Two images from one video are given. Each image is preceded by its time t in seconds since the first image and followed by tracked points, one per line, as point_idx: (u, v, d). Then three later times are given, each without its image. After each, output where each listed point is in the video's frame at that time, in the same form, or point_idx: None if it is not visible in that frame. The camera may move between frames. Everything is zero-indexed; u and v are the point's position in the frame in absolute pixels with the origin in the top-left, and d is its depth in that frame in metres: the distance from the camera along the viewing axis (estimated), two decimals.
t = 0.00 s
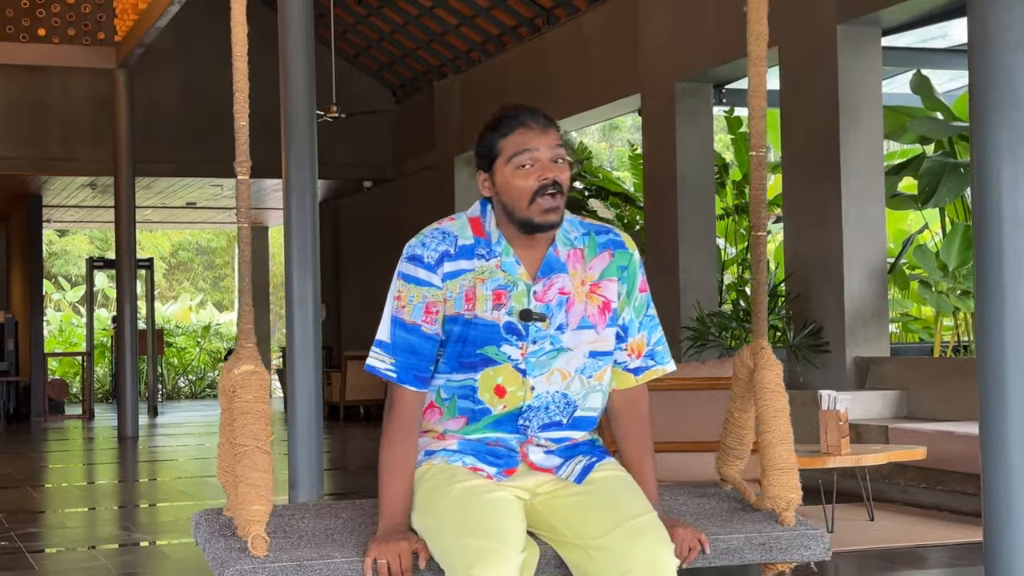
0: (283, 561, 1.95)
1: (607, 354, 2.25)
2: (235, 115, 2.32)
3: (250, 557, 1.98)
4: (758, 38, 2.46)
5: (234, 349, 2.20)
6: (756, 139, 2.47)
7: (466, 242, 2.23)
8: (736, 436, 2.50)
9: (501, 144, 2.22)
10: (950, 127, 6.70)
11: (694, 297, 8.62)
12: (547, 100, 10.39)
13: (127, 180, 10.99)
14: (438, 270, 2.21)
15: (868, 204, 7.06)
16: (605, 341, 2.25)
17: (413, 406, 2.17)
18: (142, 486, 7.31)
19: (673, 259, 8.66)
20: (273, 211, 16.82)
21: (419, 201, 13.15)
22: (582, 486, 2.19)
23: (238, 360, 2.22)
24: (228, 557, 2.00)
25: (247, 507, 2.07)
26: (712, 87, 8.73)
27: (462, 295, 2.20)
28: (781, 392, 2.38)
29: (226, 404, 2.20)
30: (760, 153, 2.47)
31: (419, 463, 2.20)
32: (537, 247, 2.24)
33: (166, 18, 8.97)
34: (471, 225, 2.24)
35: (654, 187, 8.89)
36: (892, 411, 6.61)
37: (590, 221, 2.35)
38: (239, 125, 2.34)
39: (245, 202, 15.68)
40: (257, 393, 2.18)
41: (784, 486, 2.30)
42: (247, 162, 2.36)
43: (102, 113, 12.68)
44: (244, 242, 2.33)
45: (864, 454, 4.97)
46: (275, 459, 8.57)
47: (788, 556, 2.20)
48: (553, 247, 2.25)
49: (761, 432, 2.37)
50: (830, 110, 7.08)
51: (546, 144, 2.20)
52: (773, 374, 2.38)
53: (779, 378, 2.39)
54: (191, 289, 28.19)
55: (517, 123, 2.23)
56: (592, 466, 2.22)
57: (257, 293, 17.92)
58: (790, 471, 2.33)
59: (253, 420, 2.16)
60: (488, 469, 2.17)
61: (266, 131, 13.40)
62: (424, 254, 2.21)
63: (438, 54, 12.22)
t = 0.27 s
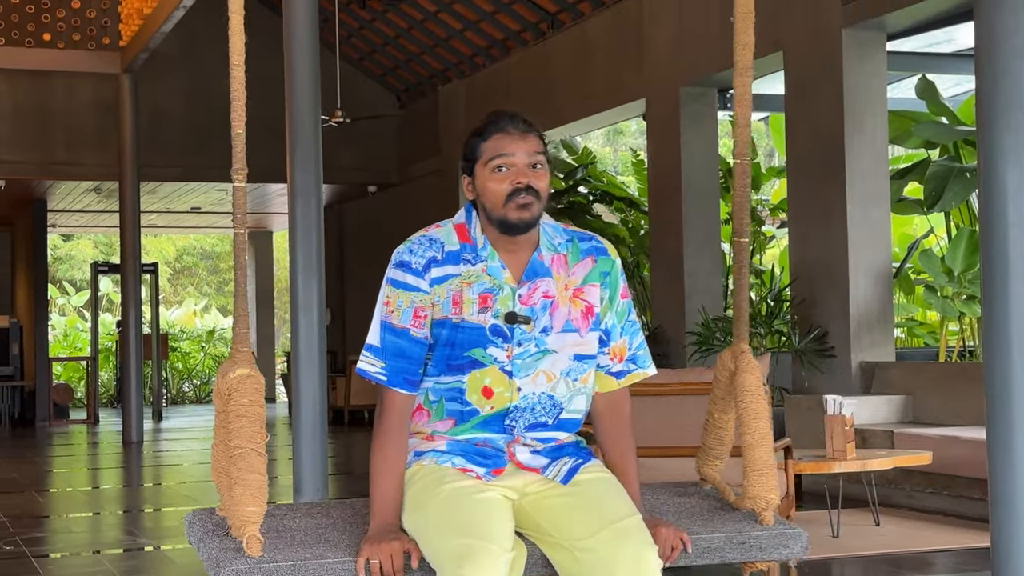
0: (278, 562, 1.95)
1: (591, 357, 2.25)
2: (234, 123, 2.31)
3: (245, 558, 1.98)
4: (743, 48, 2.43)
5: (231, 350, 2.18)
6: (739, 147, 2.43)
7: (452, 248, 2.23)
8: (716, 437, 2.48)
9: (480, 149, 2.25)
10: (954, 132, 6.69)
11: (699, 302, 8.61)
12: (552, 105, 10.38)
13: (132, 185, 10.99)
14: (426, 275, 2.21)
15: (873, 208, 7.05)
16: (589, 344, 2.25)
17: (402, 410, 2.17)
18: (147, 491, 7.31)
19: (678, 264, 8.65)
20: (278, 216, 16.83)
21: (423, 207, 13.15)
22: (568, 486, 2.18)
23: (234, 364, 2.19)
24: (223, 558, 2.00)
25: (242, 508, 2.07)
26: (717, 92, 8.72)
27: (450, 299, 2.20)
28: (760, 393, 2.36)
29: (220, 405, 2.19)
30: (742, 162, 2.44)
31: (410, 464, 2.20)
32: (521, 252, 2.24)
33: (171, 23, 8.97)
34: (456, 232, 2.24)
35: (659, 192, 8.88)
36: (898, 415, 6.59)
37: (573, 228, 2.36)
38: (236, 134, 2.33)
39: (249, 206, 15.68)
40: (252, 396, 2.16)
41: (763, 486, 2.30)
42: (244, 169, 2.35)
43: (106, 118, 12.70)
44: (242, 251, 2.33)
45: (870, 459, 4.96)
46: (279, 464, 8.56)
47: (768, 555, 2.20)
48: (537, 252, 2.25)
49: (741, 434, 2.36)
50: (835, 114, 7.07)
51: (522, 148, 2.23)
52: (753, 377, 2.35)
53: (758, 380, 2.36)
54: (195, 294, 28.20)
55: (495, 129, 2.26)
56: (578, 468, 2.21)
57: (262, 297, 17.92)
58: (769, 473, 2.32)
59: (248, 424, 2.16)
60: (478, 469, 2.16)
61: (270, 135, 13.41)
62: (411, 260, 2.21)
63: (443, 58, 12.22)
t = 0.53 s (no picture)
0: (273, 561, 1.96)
1: (581, 359, 2.26)
2: (233, 129, 2.32)
3: (241, 557, 1.99)
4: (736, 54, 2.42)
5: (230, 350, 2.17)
6: (729, 151, 2.42)
7: (447, 251, 2.23)
8: (700, 435, 2.50)
9: (468, 152, 2.26)
10: (960, 136, 6.69)
11: (704, 305, 8.61)
12: (557, 108, 10.38)
13: (138, 190, 11.01)
14: (422, 279, 2.21)
15: (879, 212, 7.05)
16: (579, 347, 2.26)
17: (395, 411, 2.16)
18: (152, 494, 7.31)
19: (684, 267, 8.65)
20: (284, 220, 16.85)
21: (428, 210, 13.16)
22: (557, 488, 2.20)
23: (232, 365, 2.19)
24: (219, 557, 2.00)
25: (237, 508, 2.06)
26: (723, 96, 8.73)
27: (445, 302, 2.20)
28: (743, 394, 2.35)
29: (218, 406, 2.18)
30: (731, 167, 2.43)
31: (402, 463, 2.20)
32: (513, 254, 2.24)
33: (178, 27, 8.98)
34: (451, 234, 2.24)
35: (664, 195, 8.89)
36: (904, 419, 6.59)
37: (564, 231, 2.36)
38: (236, 138, 2.33)
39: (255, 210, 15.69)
40: (250, 398, 2.16)
41: (745, 485, 2.29)
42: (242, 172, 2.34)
43: (112, 123, 12.71)
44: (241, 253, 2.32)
45: (876, 463, 4.95)
46: (285, 468, 8.56)
47: (749, 553, 2.21)
48: (530, 255, 2.26)
49: (725, 434, 2.35)
50: (841, 118, 7.07)
51: (502, 153, 2.23)
52: (736, 378, 2.35)
53: (742, 381, 2.36)
54: (201, 297, 28.23)
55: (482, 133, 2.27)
56: (567, 469, 2.22)
57: (267, 301, 17.93)
58: (752, 472, 2.31)
59: (245, 424, 2.14)
60: (470, 470, 2.17)
61: (276, 139, 13.42)
62: (407, 263, 2.21)
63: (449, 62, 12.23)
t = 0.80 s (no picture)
0: (273, 561, 1.95)
1: (579, 361, 2.26)
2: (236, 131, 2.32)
3: (242, 557, 1.99)
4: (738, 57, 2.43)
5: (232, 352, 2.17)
6: (730, 155, 2.44)
7: (445, 253, 2.23)
8: (700, 435, 2.49)
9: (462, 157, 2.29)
10: (967, 138, 6.68)
11: (711, 308, 8.60)
12: (564, 111, 10.38)
13: (145, 192, 11.01)
14: (419, 281, 2.21)
15: (885, 215, 7.04)
16: (577, 349, 2.26)
17: (393, 413, 2.16)
18: (159, 497, 7.31)
19: (690, 270, 8.65)
20: (290, 223, 16.86)
21: (435, 213, 13.16)
22: (556, 490, 2.18)
23: (234, 366, 2.19)
24: (219, 557, 2.00)
25: (238, 509, 2.06)
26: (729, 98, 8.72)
27: (441, 304, 2.20)
28: (744, 396, 2.36)
29: (218, 406, 2.18)
30: (733, 169, 2.45)
31: (402, 464, 2.20)
32: (511, 256, 2.25)
33: (185, 30, 8.99)
34: (449, 237, 2.25)
35: (671, 198, 8.88)
36: (911, 422, 6.57)
37: (563, 234, 2.37)
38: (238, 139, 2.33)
39: (261, 213, 15.71)
40: (250, 399, 2.17)
41: (744, 486, 2.28)
42: (246, 176, 2.34)
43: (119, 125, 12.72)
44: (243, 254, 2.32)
45: (883, 466, 4.94)
46: (291, 470, 8.56)
47: (749, 555, 2.20)
48: (527, 257, 2.26)
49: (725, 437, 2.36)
50: (848, 121, 7.06)
51: (485, 155, 2.24)
52: (737, 379, 2.36)
53: (743, 384, 2.37)
54: (207, 300, 28.25)
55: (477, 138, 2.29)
56: (566, 471, 2.21)
57: (274, 303, 17.94)
58: (750, 473, 2.31)
59: (246, 426, 2.15)
60: (469, 471, 2.16)
61: (283, 142, 13.43)
62: (405, 266, 2.22)
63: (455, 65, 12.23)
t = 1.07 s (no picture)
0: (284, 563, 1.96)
1: (589, 364, 2.28)
2: (245, 134, 2.33)
3: (253, 560, 1.99)
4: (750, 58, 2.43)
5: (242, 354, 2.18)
6: (743, 157, 2.44)
7: (449, 256, 2.24)
8: (716, 441, 2.48)
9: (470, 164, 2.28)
10: (975, 140, 6.67)
11: (718, 310, 8.60)
12: (571, 114, 10.39)
13: (153, 194, 11.03)
14: (424, 284, 2.22)
15: (893, 217, 7.04)
16: (585, 353, 2.28)
17: (403, 417, 2.17)
18: (167, 499, 7.32)
19: (698, 272, 8.65)
20: (297, 225, 16.88)
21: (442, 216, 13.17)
22: (568, 493, 2.18)
23: (244, 368, 2.20)
24: (230, 559, 2.01)
25: (249, 510, 2.07)
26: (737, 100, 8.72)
27: (447, 307, 2.21)
28: (760, 398, 2.37)
29: (229, 410, 2.20)
30: (747, 170, 2.44)
31: (413, 468, 2.20)
32: (517, 260, 2.24)
33: (192, 33, 9.01)
34: (454, 241, 2.25)
35: (678, 200, 8.88)
36: (919, 425, 6.57)
37: (571, 237, 2.37)
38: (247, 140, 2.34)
39: (269, 215, 15.73)
40: (260, 401, 2.18)
41: (762, 490, 2.31)
42: (254, 178, 2.36)
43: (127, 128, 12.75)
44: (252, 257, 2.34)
45: (891, 468, 4.94)
46: (299, 472, 8.57)
47: (767, 559, 2.21)
48: (533, 261, 2.26)
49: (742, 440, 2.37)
50: (855, 123, 7.05)
51: (499, 168, 2.23)
52: (753, 382, 2.36)
53: (758, 386, 2.37)
54: (215, 302, 28.30)
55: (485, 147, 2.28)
56: (578, 473, 2.21)
57: (282, 305, 17.97)
58: (768, 477, 2.33)
59: (256, 428, 2.16)
60: (480, 473, 2.16)
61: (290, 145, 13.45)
62: (409, 269, 2.22)
63: (462, 67, 12.24)
